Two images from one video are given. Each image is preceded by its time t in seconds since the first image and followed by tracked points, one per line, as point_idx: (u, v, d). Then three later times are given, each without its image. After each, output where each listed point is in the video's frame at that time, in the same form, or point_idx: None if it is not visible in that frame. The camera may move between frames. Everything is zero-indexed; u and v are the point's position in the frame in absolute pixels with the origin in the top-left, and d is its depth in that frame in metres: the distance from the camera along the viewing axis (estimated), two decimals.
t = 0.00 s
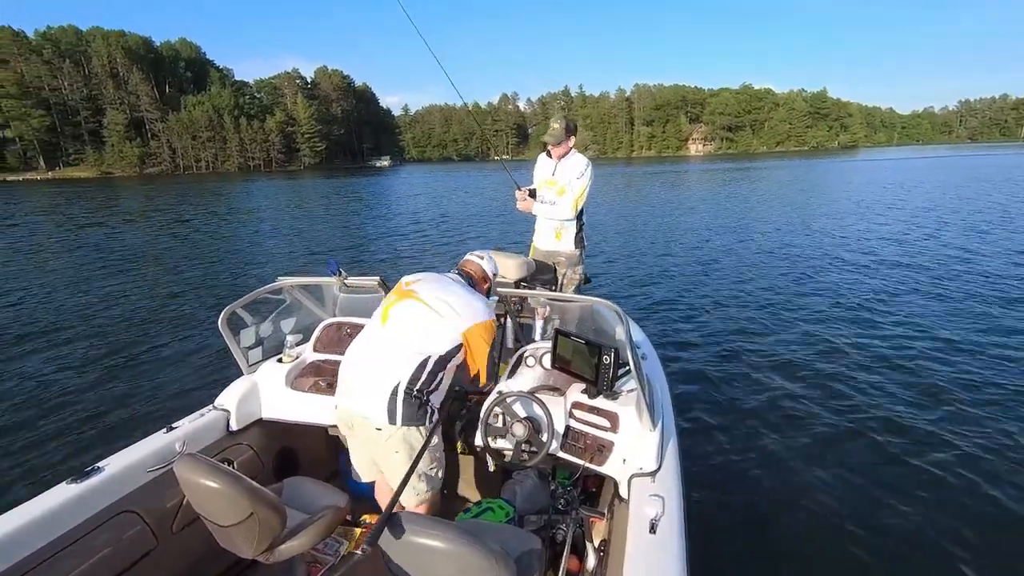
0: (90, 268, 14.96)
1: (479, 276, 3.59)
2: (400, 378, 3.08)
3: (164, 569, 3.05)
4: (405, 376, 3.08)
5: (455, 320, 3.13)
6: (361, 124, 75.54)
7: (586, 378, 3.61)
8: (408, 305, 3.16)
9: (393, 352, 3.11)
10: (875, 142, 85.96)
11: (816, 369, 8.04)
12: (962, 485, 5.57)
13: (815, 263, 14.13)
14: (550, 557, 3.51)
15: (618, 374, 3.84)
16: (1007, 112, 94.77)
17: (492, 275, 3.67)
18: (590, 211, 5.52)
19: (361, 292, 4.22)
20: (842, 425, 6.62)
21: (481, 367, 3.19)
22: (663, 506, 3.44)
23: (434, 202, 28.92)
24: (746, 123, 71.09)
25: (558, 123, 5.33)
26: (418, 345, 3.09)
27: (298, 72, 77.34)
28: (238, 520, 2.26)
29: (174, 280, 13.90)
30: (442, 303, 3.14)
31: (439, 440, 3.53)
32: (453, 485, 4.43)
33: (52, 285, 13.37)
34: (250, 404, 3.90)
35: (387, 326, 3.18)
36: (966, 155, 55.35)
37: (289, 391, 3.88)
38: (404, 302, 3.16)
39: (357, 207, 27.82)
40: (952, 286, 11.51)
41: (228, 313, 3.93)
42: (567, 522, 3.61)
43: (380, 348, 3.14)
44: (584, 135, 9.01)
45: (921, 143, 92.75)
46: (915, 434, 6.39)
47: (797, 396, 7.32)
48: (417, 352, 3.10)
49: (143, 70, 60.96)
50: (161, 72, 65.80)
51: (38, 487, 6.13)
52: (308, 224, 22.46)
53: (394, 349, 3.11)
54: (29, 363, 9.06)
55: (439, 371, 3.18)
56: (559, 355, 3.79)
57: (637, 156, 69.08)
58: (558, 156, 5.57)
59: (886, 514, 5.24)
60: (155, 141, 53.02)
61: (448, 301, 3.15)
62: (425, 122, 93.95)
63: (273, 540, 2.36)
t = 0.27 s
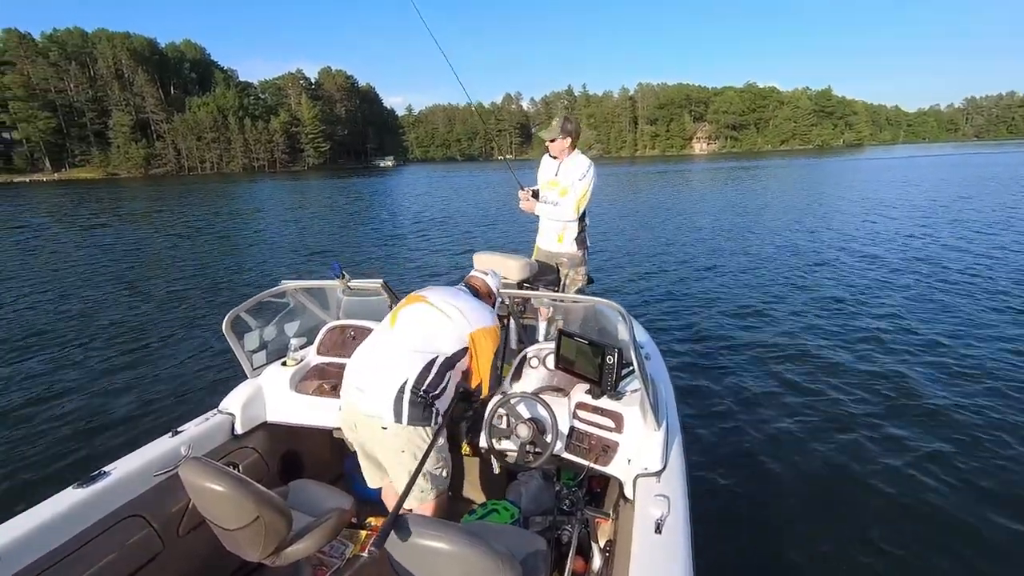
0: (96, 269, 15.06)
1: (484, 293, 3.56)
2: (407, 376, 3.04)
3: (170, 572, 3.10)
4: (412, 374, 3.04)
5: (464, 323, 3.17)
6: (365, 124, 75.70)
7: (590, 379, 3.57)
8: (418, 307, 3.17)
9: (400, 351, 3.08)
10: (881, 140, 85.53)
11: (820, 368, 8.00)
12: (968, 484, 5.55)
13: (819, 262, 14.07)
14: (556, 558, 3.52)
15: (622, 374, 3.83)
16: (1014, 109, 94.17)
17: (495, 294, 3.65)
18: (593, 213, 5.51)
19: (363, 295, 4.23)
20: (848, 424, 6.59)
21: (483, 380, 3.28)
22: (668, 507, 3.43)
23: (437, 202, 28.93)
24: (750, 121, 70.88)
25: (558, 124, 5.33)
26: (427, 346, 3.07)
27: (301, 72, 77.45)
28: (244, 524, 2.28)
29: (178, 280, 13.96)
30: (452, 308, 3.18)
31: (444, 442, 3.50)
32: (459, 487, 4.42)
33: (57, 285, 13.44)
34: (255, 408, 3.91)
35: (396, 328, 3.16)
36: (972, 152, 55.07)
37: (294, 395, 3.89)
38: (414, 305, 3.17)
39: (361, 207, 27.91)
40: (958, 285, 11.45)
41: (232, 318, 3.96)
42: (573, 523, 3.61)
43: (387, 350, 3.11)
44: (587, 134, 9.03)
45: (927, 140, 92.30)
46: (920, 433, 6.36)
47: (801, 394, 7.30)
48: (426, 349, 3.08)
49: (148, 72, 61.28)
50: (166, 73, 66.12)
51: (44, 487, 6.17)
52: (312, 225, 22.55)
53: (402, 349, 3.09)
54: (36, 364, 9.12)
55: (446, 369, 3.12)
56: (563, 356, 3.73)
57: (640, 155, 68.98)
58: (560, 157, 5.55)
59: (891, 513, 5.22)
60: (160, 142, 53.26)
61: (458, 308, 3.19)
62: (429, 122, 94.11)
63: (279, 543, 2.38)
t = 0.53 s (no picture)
0: (99, 269, 15.11)
1: (487, 301, 3.59)
2: (407, 373, 3.06)
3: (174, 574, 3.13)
4: (412, 371, 3.05)
5: (467, 326, 3.20)
6: (368, 124, 75.79)
7: (592, 378, 3.56)
8: (423, 309, 3.20)
9: (402, 349, 3.10)
10: (885, 139, 85.25)
11: (823, 368, 7.98)
12: (972, 485, 5.53)
13: (822, 262, 14.03)
14: (559, 557, 3.52)
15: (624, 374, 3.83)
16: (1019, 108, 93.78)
17: (498, 302, 3.66)
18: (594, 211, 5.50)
19: (365, 296, 4.25)
20: (851, 424, 6.57)
21: (480, 385, 3.28)
22: (671, 506, 3.44)
23: (439, 202, 28.92)
24: (754, 120, 70.71)
25: (558, 123, 5.36)
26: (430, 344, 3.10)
27: (304, 72, 77.54)
28: (247, 525, 2.30)
29: (181, 280, 13.98)
30: (457, 311, 3.21)
31: (446, 442, 3.51)
32: (461, 487, 4.42)
33: (61, 285, 13.49)
34: (258, 408, 3.92)
35: (401, 328, 3.19)
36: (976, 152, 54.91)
37: (296, 396, 3.91)
38: (419, 306, 3.21)
39: (363, 207, 27.95)
40: (961, 285, 11.42)
41: (235, 319, 3.97)
42: (575, 523, 3.62)
43: (390, 349, 3.14)
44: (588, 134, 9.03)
45: (931, 140, 91.98)
46: (924, 433, 6.34)
47: (804, 394, 7.28)
48: (428, 347, 3.10)
49: (152, 72, 61.43)
50: (169, 73, 66.26)
51: (47, 487, 6.19)
52: (314, 224, 22.59)
53: (404, 348, 3.11)
54: (40, 364, 9.15)
55: (448, 367, 3.13)
56: (564, 356, 3.72)
57: (643, 155, 68.90)
58: (561, 156, 5.57)
59: (895, 513, 5.21)
60: (164, 142, 53.40)
61: (464, 311, 3.22)
62: (432, 121, 94.17)
63: (282, 544, 2.40)
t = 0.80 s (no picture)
0: (102, 268, 15.14)
1: (489, 301, 3.60)
2: (408, 369, 3.05)
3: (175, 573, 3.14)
4: (414, 368, 3.05)
5: (468, 324, 3.22)
6: (371, 123, 75.86)
7: (593, 378, 3.55)
8: (426, 307, 3.22)
9: (404, 346, 3.11)
10: (889, 139, 84.98)
11: (825, 367, 7.95)
12: (975, 485, 5.51)
13: (825, 261, 13.99)
14: (560, 557, 3.52)
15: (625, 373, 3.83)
16: None
17: (499, 302, 3.66)
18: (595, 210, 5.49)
19: (365, 295, 4.25)
20: (854, 424, 6.54)
21: (481, 383, 3.27)
22: (672, 506, 3.43)
23: (441, 202, 28.90)
24: (757, 120, 70.51)
25: (556, 122, 5.33)
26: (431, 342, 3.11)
27: (307, 71, 77.62)
28: (249, 524, 2.31)
29: (183, 279, 14.00)
30: (459, 309, 3.24)
31: (447, 441, 3.51)
32: (461, 485, 4.42)
33: (64, 284, 13.53)
34: (259, 408, 3.93)
35: (402, 326, 3.21)
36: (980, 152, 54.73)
37: (297, 395, 3.92)
38: (422, 304, 3.24)
39: (365, 206, 27.99)
40: (964, 285, 11.37)
41: (235, 319, 3.98)
42: (576, 521, 3.62)
43: (391, 347, 3.15)
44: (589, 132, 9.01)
45: (936, 139, 91.66)
46: (927, 433, 6.31)
47: (807, 394, 7.25)
48: (430, 344, 3.12)
49: (156, 71, 61.56)
50: (173, 72, 66.41)
51: (49, 486, 6.20)
52: (316, 224, 22.62)
53: (406, 344, 3.12)
54: (43, 363, 9.16)
55: (449, 363, 3.14)
56: (565, 355, 3.72)
57: (646, 154, 68.79)
58: (560, 155, 5.56)
59: (899, 514, 5.18)
60: (168, 142, 53.54)
61: (465, 310, 3.24)
62: (435, 121, 94.25)
63: (283, 544, 2.40)
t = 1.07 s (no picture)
0: (104, 267, 15.21)
1: (489, 302, 3.60)
2: (407, 367, 3.05)
3: (173, 571, 3.15)
4: (412, 366, 3.04)
5: (467, 324, 3.23)
6: (374, 124, 76.03)
7: (593, 377, 3.54)
8: (425, 307, 3.23)
9: (403, 344, 3.12)
10: (893, 139, 84.76)
11: (826, 368, 7.93)
12: (976, 485, 5.49)
13: (827, 262, 13.97)
14: (558, 555, 3.52)
15: (624, 372, 3.82)
16: None
17: (498, 304, 3.67)
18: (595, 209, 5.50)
19: (364, 293, 4.26)
20: (855, 425, 6.53)
21: (480, 380, 3.27)
22: (671, 504, 3.43)
23: (443, 202, 28.91)
24: (760, 120, 70.39)
25: (555, 121, 5.34)
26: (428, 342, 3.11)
27: (310, 71, 77.74)
28: (247, 522, 2.31)
29: (185, 279, 14.03)
30: (458, 309, 3.25)
31: (446, 440, 3.51)
32: (461, 484, 4.42)
33: (67, 283, 13.59)
34: (258, 406, 3.94)
35: (401, 325, 3.22)
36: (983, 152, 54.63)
37: (296, 393, 3.92)
38: (422, 303, 3.25)
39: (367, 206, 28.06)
40: (966, 285, 11.35)
41: (235, 317, 3.99)
42: (575, 520, 3.61)
43: (390, 345, 3.16)
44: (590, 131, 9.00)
45: (940, 139, 91.46)
46: (927, 434, 6.29)
47: (807, 394, 7.23)
48: (430, 342, 3.12)
49: (159, 71, 61.76)
50: (177, 73, 66.64)
51: (49, 485, 6.21)
52: (319, 223, 22.70)
53: (405, 343, 3.12)
54: (45, 362, 9.18)
55: (448, 362, 3.13)
56: (564, 354, 3.70)
57: (649, 154, 68.79)
58: (559, 154, 5.57)
59: (900, 515, 5.17)
60: (171, 141, 53.73)
61: (464, 309, 3.25)
62: (437, 121, 94.39)
63: (282, 542, 2.40)
